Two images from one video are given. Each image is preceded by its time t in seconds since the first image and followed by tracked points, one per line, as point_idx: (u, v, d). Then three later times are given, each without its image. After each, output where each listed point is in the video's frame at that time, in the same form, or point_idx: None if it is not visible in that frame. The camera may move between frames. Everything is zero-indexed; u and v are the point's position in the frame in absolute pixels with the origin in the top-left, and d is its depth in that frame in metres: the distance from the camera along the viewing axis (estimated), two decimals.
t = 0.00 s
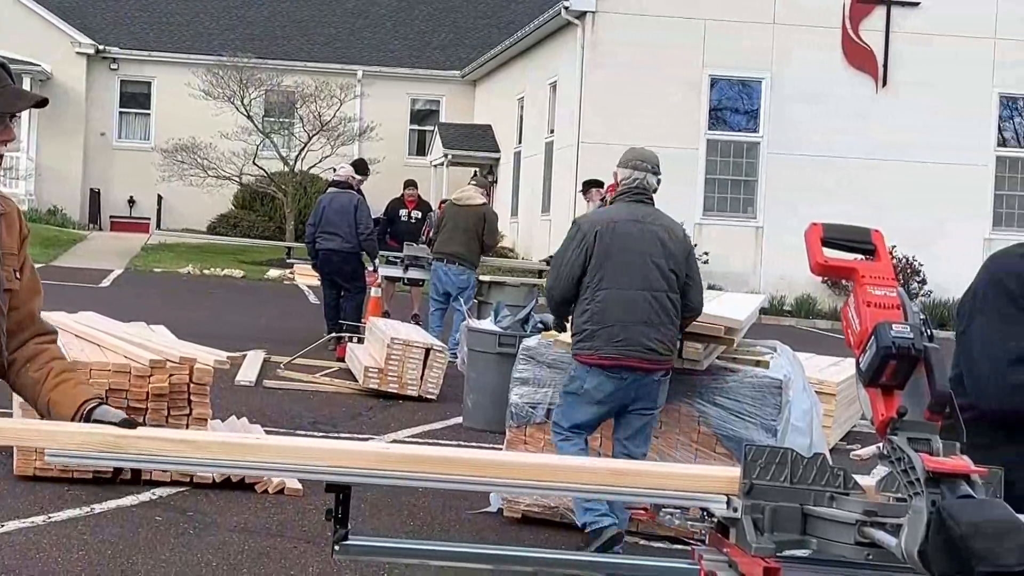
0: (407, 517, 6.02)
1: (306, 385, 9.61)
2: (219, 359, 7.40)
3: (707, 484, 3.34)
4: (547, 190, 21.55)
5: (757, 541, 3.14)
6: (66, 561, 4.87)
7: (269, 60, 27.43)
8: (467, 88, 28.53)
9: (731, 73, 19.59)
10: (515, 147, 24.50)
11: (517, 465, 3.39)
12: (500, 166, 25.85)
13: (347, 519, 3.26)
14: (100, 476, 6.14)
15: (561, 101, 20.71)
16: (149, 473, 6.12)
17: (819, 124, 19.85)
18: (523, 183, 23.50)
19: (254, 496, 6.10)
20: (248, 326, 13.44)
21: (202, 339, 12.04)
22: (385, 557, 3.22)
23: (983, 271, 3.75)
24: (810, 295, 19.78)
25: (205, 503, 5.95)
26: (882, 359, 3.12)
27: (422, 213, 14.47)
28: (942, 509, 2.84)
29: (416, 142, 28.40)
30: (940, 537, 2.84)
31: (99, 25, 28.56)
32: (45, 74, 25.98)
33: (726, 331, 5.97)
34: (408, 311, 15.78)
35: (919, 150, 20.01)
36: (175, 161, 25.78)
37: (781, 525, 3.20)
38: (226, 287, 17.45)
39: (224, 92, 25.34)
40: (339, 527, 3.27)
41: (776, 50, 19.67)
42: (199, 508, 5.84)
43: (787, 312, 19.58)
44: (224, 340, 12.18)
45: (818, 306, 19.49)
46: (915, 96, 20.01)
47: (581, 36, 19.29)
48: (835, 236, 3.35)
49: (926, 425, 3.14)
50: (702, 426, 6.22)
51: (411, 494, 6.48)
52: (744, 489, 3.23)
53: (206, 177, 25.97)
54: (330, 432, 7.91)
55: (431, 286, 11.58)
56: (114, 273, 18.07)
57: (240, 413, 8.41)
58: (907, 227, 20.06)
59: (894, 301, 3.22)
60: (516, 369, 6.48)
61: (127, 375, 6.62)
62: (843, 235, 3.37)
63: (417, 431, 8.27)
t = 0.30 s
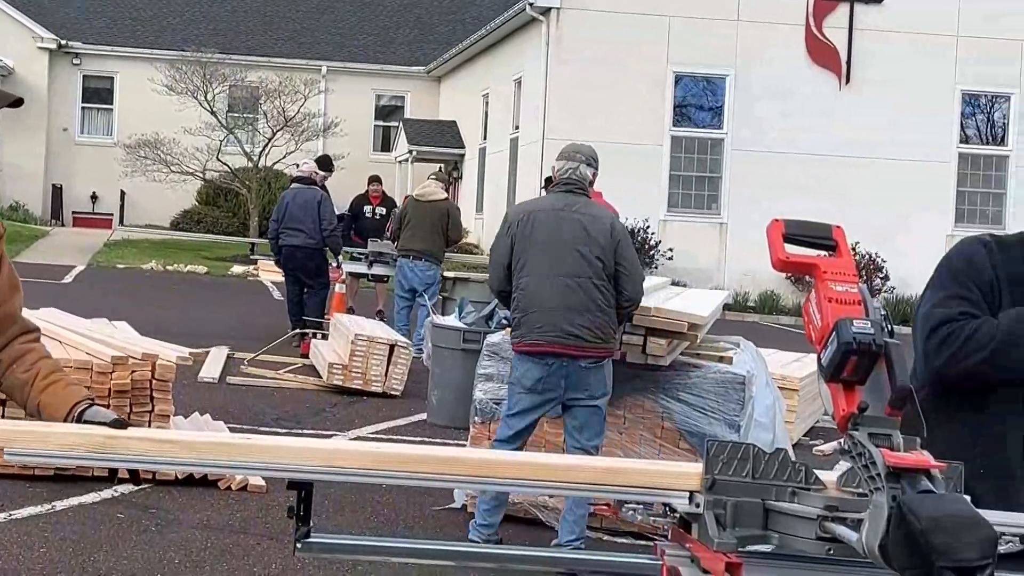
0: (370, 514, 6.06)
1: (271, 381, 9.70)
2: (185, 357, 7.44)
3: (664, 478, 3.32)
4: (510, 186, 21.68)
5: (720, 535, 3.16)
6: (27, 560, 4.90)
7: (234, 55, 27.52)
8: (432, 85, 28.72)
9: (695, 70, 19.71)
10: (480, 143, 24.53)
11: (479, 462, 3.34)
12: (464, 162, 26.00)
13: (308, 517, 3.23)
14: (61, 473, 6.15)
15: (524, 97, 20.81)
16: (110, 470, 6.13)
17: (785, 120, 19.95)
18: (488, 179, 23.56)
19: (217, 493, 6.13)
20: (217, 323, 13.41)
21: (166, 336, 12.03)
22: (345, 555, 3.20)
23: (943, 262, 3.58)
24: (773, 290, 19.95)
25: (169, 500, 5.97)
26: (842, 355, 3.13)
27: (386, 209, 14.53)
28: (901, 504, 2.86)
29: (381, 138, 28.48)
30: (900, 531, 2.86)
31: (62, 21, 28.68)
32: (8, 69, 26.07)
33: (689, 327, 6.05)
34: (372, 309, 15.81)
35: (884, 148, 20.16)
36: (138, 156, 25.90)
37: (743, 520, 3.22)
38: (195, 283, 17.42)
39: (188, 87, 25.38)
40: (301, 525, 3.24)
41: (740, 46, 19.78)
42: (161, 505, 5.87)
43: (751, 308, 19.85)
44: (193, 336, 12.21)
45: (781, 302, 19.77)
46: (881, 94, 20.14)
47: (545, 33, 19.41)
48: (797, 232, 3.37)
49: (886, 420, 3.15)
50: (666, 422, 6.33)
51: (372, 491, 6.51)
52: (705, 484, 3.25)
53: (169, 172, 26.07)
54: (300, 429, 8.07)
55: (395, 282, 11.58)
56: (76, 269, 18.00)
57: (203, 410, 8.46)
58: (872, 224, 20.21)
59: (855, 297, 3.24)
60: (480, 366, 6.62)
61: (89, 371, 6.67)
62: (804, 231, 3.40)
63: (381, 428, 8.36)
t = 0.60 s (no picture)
0: (328, 510, 6.10)
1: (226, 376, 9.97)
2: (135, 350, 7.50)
3: (624, 474, 3.35)
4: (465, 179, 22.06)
5: (674, 529, 3.19)
6: None
7: (188, 50, 28.68)
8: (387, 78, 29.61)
9: (653, 66, 19.93)
10: (437, 137, 24.62)
11: (436, 455, 3.38)
12: (421, 156, 25.89)
13: (262, 511, 3.23)
14: (16, 469, 6.24)
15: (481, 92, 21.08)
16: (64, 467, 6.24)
17: (744, 115, 20.23)
18: (445, 172, 23.74)
19: (172, 489, 6.24)
20: (176, 318, 13.47)
21: (124, 332, 12.09)
22: (301, 549, 3.24)
23: (909, 242, 3.71)
24: (729, 285, 20.18)
25: (123, 496, 6.09)
26: (796, 349, 3.15)
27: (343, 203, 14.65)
28: (855, 497, 2.87)
29: (338, 132, 29.73)
30: (854, 525, 2.87)
31: (19, 16, 29.65)
32: None
33: (647, 322, 6.34)
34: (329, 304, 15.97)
35: (845, 143, 20.43)
36: (94, 150, 26.66)
37: (697, 514, 3.24)
38: (158, 279, 17.39)
39: (143, 81, 26.05)
40: (254, 520, 3.24)
41: (697, 42, 20.07)
42: (116, 501, 5.99)
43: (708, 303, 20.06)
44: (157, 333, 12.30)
45: (737, 297, 19.92)
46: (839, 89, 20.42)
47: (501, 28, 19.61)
48: (750, 226, 3.39)
49: (839, 414, 3.16)
50: (622, 416, 6.69)
51: (328, 486, 6.58)
52: (660, 478, 3.26)
53: (124, 166, 26.89)
54: (256, 424, 8.13)
55: (350, 274, 11.65)
56: (31, 262, 18.06)
57: (160, 407, 8.56)
58: (829, 219, 20.50)
59: (808, 292, 3.26)
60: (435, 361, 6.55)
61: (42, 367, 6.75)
62: (757, 225, 3.40)
63: (336, 424, 8.55)
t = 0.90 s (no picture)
0: (295, 504, 6.12)
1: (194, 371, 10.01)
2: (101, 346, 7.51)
3: (588, 468, 3.35)
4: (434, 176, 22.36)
5: (640, 524, 3.19)
6: None
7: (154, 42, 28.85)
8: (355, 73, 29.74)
9: (620, 60, 20.25)
10: (405, 132, 24.63)
11: (401, 450, 3.36)
12: (390, 151, 25.83)
13: (226, 507, 3.24)
14: None
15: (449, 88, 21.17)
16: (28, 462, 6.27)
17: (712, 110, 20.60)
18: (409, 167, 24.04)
19: (137, 484, 6.28)
20: (142, 314, 13.50)
21: (90, 327, 12.07)
22: (265, 544, 3.23)
23: (871, 240, 3.96)
24: (697, 281, 20.66)
25: (88, 491, 6.14)
26: (761, 343, 3.16)
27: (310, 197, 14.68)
28: (819, 490, 2.89)
29: (304, 126, 29.51)
30: (819, 519, 2.88)
31: None
32: None
33: (613, 316, 6.56)
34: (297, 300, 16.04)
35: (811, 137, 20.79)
36: (58, 144, 26.98)
37: (663, 509, 3.25)
38: (122, 274, 17.25)
39: (108, 75, 26.33)
40: (218, 515, 3.24)
41: (665, 38, 20.40)
42: (80, 496, 6.04)
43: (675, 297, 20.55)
44: (121, 328, 12.30)
45: (704, 292, 20.43)
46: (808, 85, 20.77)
47: (472, 23, 19.92)
48: (715, 220, 3.40)
49: (804, 409, 3.18)
50: (589, 410, 6.79)
51: (294, 480, 6.62)
52: (626, 472, 3.27)
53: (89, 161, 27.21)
54: (219, 420, 8.15)
55: (315, 269, 11.66)
56: None
57: (126, 402, 8.58)
58: (794, 216, 20.88)
59: (773, 287, 3.28)
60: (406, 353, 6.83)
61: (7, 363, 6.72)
62: (723, 220, 3.41)
63: (303, 418, 8.54)
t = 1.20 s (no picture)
0: (250, 499, 6.24)
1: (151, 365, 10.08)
2: (59, 337, 7.49)
3: (546, 464, 3.37)
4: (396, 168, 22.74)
5: (597, 517, 3.19)
6: None
7: (112, 34, 29.24)
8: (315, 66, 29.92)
9: (580, 55, 20.62)
10: (364, 126, 24.76)
11: (359, 446, 3.39)
12: (349, 145, 26.02)
13: (181, 502, 3.24)
14: None
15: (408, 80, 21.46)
16: None
17: (670, 106, 20.99)
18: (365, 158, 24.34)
19: (92, 479, 6.35)
20: (100, 307, 13.48)
21: (47, 320, 12.01)
22: (221, 538, 3.24)
23: (821, 241, 3.95)
24: (656, 275, 20.80)
25: (41, 485, 6.20)
26: (718, 336, 3.17)
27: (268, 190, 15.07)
28: (775, 484, 2.91)
29: (264, 121, 30.08)
30: (775, 512, 2.90)
31: None
32: None
33: (571, 310, 6.63)
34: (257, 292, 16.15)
35: (763, 127, 21.24)
36: (14, 136, 27.41)
37: (620, 501, 3.24)
38: (78, 268, 17.11)
39: (64, 67, 27.04)
40: (174, 510, 3.25)
41: (622, 34, 20.76)
42: (33, 491, 6.10)
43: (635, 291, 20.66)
44: (78, 321, 12.28)
45: (664, 286, 20.62)
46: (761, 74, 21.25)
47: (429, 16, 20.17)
48: (673, 214, 3.40)
49: (762, 402, 3.19)
50: (548, 404, 6.88)
51: (247, 476, 6.71)
52: (583, 466, 3.27)
53: (45, 153, 27.83)
54: (177, 414, 8.19)
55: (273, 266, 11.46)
56: None
57: (82, 397, 8.57)
58: (751, 209, 21.37)
59: (731, 280, 3.29)
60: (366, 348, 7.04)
61: None
62: (678, 213, 3.41)
63: (261, 412, 8.58)
